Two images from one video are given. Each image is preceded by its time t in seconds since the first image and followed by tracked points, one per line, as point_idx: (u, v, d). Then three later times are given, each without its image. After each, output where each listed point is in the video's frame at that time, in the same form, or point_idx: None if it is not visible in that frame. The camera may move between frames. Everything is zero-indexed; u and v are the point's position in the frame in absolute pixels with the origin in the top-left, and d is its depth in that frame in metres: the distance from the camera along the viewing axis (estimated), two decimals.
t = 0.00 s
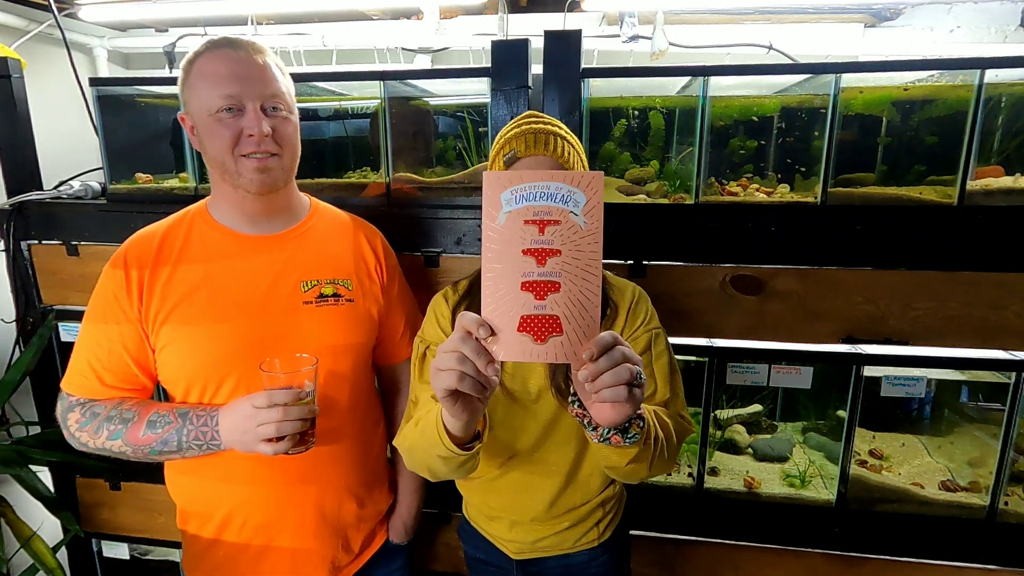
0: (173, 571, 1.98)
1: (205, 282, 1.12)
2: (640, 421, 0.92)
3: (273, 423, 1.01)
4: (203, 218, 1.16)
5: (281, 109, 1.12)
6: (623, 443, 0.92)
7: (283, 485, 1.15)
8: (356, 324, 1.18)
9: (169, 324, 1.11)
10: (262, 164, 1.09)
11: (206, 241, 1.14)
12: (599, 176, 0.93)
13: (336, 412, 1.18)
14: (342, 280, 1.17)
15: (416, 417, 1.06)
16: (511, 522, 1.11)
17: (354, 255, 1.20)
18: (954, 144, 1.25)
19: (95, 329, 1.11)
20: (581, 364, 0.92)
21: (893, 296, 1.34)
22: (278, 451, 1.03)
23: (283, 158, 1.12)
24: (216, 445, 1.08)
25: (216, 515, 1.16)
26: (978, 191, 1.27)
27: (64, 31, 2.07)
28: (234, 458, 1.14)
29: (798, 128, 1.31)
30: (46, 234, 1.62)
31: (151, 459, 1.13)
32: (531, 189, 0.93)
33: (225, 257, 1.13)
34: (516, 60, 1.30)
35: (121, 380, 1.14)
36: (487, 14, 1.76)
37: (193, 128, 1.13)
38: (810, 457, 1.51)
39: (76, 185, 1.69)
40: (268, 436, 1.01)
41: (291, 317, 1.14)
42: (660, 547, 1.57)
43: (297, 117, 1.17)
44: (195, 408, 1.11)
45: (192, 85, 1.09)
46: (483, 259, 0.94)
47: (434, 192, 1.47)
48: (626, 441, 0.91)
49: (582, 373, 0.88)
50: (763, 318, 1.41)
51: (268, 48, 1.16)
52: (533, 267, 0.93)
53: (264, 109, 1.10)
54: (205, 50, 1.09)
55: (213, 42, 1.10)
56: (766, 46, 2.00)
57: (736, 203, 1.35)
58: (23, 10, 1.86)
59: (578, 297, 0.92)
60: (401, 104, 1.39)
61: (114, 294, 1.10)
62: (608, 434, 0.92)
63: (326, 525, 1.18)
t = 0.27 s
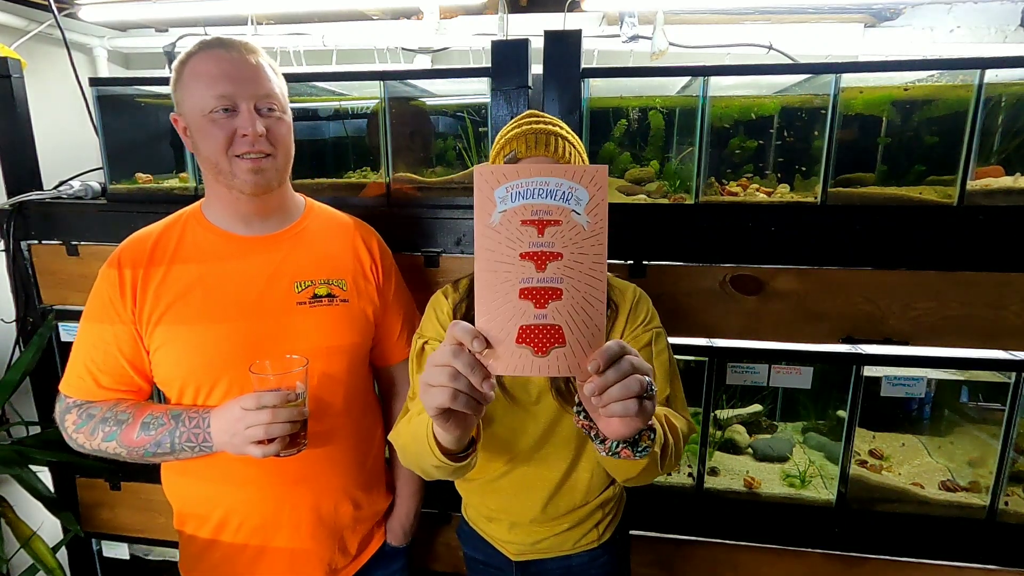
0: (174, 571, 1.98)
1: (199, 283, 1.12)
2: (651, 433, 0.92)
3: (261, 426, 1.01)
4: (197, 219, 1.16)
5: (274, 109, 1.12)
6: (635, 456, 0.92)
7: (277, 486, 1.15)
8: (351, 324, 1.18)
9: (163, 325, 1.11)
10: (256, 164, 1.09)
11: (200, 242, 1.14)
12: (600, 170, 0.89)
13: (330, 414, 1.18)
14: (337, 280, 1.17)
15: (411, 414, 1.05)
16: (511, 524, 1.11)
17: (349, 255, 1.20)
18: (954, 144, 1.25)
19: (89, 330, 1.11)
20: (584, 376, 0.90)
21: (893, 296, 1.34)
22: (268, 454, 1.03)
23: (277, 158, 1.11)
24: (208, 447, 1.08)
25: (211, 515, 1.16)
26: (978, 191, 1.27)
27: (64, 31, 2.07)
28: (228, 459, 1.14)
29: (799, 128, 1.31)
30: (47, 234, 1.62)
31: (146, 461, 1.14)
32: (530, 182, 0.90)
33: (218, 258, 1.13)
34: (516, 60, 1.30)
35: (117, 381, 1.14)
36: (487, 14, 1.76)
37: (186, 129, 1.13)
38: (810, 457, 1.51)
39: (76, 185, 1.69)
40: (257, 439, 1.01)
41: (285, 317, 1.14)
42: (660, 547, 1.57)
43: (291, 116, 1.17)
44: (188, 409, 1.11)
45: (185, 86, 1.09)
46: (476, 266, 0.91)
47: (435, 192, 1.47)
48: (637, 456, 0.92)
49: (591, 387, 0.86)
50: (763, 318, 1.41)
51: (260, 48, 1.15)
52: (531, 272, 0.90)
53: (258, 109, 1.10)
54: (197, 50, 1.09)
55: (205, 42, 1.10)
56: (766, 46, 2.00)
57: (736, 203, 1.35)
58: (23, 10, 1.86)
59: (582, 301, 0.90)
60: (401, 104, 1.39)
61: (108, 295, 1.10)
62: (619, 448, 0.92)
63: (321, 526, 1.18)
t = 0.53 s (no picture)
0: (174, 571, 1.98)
1: (193, 283, 1.12)
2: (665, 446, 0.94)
3: (253, 427, 1.01)
4: (191, 219, 1.16)
5: (268, 109, 1.12)
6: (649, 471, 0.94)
7: (271, 486, 1.15)
8: (346, 324, 1.18)
9: (157, 325, 1.11)
10: (250, 164, 1.09)
11: (193, 242, 1.13)
12: (604, 164, 0.89)
13: (324, 414, 1.18)
14: (331, 280, 1.17)
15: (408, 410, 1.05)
16: (512, 525, 1.11)
17: (343, 254, 1.20)
18: (955, 144, 1.25)
19: (83, 331, 1.11)
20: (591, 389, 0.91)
21: (893, 296, 1.34)
22: (260, 455, 1.03)
23: (272, 157, 1.12)
24: (201, 448, 1.08)
25: (205, 515, 1.17)
26: (978, 191, 1.27)
27: (64, 31, 2.07)
28: (222, 459, 1.14)
29: (799, 128, 1.31)
30: (47, 234, 1.62)
31: (140, 461, 1.14)
32: (530, 180, 0.89)
33: (212, 258, 1.13)
34: (516, 60, 1.30)
35: (111, 381, 1.14)
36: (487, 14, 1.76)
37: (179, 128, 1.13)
38: (810, 457, 1.51)
39: (76, 185, 1.69)
40: (249, 441, 1.02)
41: (279, 317, 1.14)
42: (660, 547, 1.57)
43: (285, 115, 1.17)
44: (181, 410, 1.11)
45: (178, 85, 1.09)
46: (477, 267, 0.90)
47: (435, 192, 1.47)
48: (653, 469, 0.93)
49: (600, 401, 0.86)
50: (763, 318, 1.41)
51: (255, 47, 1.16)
52: (532, 274, 0.90)
53: (252, 108, 1.10)
54: (190, 50, 1.09)
55: (197, 41, 1.10)
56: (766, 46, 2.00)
57: (736, 203, 1.35)
58: (23, 10, 1.86)
59: (585, 300, 0.90)
60: (401, 104, 1.40)
61: (101, 296, 1.10)
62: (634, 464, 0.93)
63: (316, 526, 1.18)
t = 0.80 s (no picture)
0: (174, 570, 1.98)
1: (187, 283, 1.12)
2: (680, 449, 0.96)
3: (247, 429, 1.01)
4: (185, 220, 1.16)
5: (261, 108, 1.12)
6: (664, 475, 0.96)
7: (267, 486, 1.15)
8: (341, 322, 1.18)
9: (151, 326, 1.11)
10: (244, 164, 1.10)
11: (187, 243, 1.13)
12: (623, 151, 0.87)
13: (320, 414, 1.18)
14: (325, 279, 1.17)
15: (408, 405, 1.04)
16: (515, 526, 1.11)
17: (338, 253, 1.20)
18: (954, 144, 1.25)
19: (77, 333, 1.11)
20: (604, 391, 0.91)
21: (893, 296, 1.34)
22: (255, 456, 1.03)
23: (265, 156, 1.12)
24: (197, 449, 1.08)
25: (202, 516, 1.17)
26: (978, 191, 1.27)
27: (64, 31, 2.07)
28: (218, 459, 1.14)
29: (799, 128, 1.31)
30: (47, 234, 1.62)
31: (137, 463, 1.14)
32: (542, 168, 0.88)
33: (206, 258, 1.12)
34: (516, 60, 1.30)
35: (107, 383, 1.14)
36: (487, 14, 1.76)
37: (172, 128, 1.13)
38: (810, 457, 1.50)
39: (76, 185, 1.69)
40: (243, 442, 1.02)
41: (274, 317, 1.14)
42: (660, 547, 1.57)
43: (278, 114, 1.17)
44: (176, 411, 1.11)
45: (170, 85, 1.09)
46: (484, 254, 0.89)
47: (435, 192, 1.47)
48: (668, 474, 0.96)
49: (616, 405, 0.86)
50: (763, 318, 1.41)
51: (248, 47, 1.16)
52: (541, 265, 0.89)
53: (245, 107, 1.10)
54: (181, 50, 1.09)
55: (188, 40, 1.10)
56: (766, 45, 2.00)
57: (736, 203, 1.35)
58: (23, 10, 1.86)
59: (591, 294, 0.89)
60: (401, 104, 1.39)
61: (95, 298, 1.10)
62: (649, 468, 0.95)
63: (314, 524, 1.18)
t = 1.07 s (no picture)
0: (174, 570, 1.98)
1: (184, 283, 1.12)
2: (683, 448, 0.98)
3: (247, 424, 1.01)
4: (183, 220, 1.16)
5: (257, 107, 1.12)
6: (670, 474, 0.98)
7: (266, 485, 1.14)
8: (338, 321, 1.18)
9: (148, 326, 1.11)
10: (241, 162, 1.09)
11: (185, 243, 1.13)
12: (623, 130, 0.85)
13: (318, 411, 1.18)
14: (322, 277, 1.17)
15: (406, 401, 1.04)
16: (519, 525, 1.10)
17: (335, 251, 1.20)
18: (954, 144, 1.25)
19: (74, 334, 1.11)
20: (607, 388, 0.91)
21: (893, 296, 1.34)
22: (255, 452, 1.03)
23: (262, 154, 1.12)
24: (195, 447, 1.08)
25: (201, 516, 1.17)
26: (978, 191, 1.27)
27: (64, 31, 2.07)
28: (217, 458, 1.14)
29: (799, 128, 1.31)
30: (47, 234, 1.62)
31: (135, 463, 1.14)
32: (540, 152, 0.86)
33: (204, 257, 1.12)
34: (516, 60, 1.30)
35: (104, 383, 1.14)
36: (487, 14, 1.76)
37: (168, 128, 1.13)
38: (809, 457, 1.51)
39: (76, 185, 1.69)
40: (243, 438, 1.02)
41: (272, 315, 1.14)
42: (660, 547, 1.57)
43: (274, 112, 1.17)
44: (174, 410, 1.11)
45: (166, 87, 1.09)
46: (480, 243, 0.87)
47: (435, 192, 1.47)
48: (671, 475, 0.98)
49: (622, 401, 0.85)
50: (763, 319, 1.41)
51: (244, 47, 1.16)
52: (539, 253, 0.87)
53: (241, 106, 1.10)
54: (177, 50, 1.10)
55: (185, 41, 1.10)
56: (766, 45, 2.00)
57: (736, 203, 1.35)
58: (23, 10, 1.85)
59: (593, 281, 0.87)
60: (401, 104, 1.39)
61: (92, 298, 1.10)
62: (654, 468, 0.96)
63: (313, 523, 1.18)
